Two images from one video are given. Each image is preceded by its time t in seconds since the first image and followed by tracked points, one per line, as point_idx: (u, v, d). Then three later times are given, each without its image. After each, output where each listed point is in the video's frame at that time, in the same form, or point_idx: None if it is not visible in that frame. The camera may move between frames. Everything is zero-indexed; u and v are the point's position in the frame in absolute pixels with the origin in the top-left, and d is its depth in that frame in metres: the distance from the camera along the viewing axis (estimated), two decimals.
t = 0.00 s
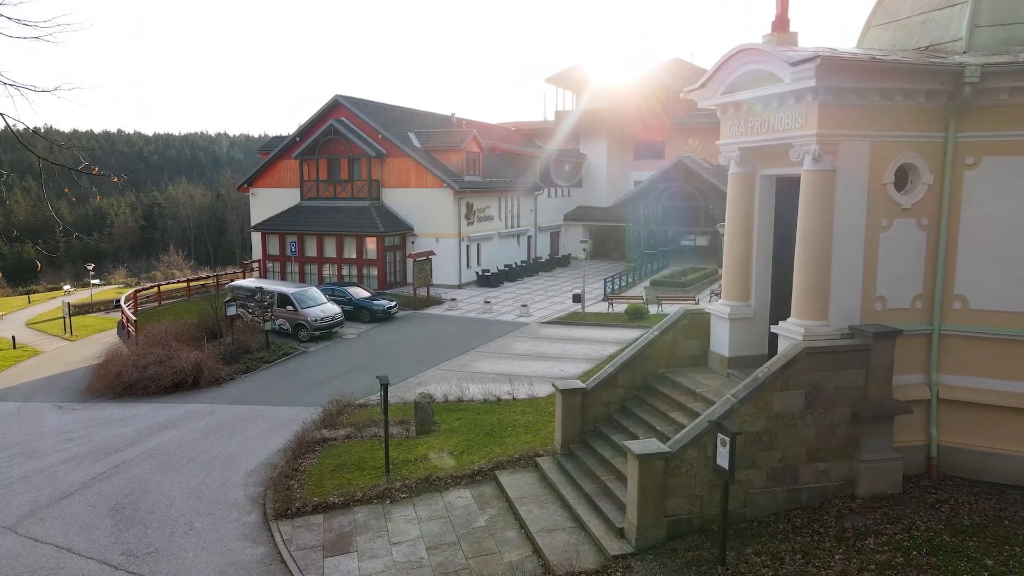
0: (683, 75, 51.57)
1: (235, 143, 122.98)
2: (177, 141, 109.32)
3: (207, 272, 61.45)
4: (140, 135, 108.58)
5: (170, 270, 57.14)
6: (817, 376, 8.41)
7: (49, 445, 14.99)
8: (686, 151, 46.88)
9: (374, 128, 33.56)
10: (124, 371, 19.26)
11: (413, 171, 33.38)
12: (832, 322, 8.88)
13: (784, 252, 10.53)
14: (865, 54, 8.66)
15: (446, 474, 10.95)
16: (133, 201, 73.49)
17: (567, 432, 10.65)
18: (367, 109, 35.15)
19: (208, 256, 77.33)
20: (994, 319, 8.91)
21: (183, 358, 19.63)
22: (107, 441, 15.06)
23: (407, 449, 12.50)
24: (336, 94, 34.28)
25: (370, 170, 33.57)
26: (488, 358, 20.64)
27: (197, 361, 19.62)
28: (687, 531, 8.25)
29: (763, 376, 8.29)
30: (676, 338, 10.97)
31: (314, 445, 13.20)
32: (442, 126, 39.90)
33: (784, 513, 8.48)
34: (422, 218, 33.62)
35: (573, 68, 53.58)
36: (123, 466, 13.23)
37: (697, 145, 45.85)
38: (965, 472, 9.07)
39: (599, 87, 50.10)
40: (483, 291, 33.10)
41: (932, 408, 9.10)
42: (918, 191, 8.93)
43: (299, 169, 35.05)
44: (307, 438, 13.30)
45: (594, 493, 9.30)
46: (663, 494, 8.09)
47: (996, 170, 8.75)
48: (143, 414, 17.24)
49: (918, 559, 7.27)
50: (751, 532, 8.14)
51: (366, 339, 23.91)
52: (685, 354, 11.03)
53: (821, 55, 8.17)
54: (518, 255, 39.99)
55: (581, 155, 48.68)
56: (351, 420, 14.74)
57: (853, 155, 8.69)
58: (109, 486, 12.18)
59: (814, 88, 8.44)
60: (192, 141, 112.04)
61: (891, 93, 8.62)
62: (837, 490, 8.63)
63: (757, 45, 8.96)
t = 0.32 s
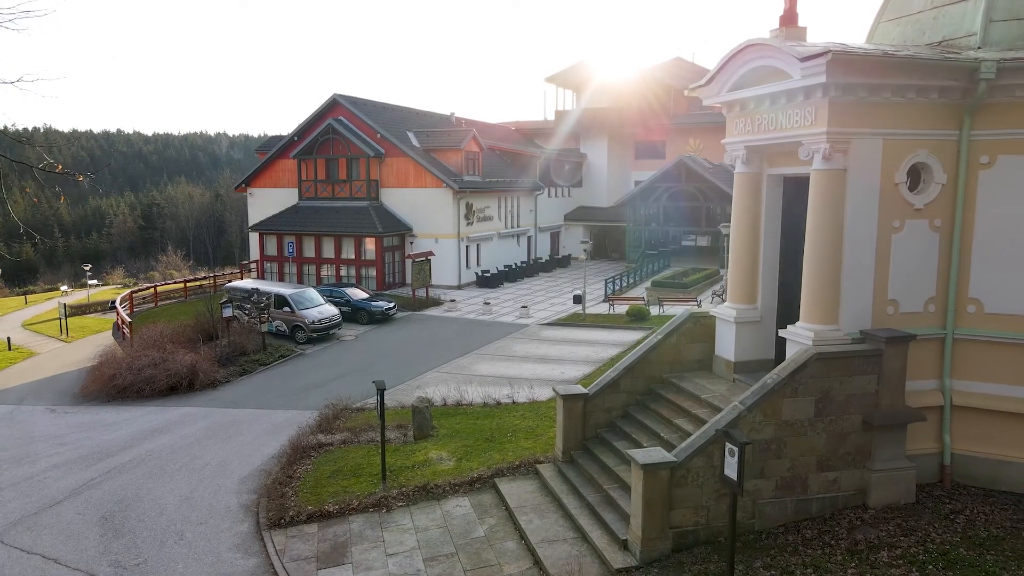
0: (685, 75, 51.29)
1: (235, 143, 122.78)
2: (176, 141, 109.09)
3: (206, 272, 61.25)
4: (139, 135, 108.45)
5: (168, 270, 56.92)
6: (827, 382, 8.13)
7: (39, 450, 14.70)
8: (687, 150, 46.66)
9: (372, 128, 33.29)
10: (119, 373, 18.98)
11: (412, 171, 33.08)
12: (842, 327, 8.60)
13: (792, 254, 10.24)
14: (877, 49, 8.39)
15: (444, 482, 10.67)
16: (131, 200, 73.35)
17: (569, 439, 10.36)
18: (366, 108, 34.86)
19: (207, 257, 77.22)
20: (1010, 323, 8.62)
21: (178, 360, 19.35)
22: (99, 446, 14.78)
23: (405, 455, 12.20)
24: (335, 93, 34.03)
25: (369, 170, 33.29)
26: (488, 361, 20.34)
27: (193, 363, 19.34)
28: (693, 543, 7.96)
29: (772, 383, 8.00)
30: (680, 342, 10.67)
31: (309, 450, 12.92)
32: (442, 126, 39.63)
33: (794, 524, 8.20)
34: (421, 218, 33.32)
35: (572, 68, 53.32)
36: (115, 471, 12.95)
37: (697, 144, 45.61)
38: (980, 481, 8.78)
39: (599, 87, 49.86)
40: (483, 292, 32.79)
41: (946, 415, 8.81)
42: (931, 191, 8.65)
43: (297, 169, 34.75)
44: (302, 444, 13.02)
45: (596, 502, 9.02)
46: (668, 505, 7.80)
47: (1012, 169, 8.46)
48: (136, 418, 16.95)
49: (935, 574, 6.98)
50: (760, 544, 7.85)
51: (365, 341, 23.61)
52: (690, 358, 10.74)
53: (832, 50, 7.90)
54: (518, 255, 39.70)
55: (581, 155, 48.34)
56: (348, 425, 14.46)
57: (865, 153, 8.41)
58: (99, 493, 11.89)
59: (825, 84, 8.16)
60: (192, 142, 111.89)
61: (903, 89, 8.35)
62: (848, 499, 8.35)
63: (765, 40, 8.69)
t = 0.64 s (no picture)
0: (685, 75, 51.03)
1: (234, 143, 122.53)
2: (176, 142, 108.86)
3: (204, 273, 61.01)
4: (138, 135, 108.22)
5: (166, 270, 56.62)
6: (840, 390, 7.82)
7: (29, 456, 14.38)
8: (688, 151, 46.67)
9: (370, 127, 32.99)
10: (112, 377, 18.67)
11: (411, 171, 32.74)
12: (855, 332, 8.29)
13: (801, 256, 9.92)
14: (891, 43, 8.08)
15: (442, 491, 10.34)
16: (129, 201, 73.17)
17: (570, 446, 10.05)
18: (364, 107, 34.55)
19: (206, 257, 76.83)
20: None
21: (172, 363, 19.04)
22: (90, 452, 14.46)
23: (401, 462, 11.89)
24: (334, 92, 33.71)
25: (367, 170, 32.99)
26: (487, 363, 20.02)
27: (187, 366, 19.03)
28: (701, 558, 7.65)
29: (782, 391, 7.70)
30: (685, 346, 10.36)
31: (304, 457, 12.62)
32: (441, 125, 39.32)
33: (805, 537, 7.89)
34: (420, 218, 33.00)
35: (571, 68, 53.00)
36: (104, 479, 12.64)
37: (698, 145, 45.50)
38: (998, 492, 8.46)
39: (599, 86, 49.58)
40: (482, 294, 32.47)
41: (962, 423, 8.49)
42: (947, 191, 8.34)
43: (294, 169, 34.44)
44: (296, 451, 12.70)
45: (599, 513, 8.71)
46: (674, 518, 7.49)
47: None
48: (129, 422, 16.63)
49: None
50: (770, 560, 7.54)
51: (363, 343, 23.31)
52: (695, 364, 10.42)
53: (844, 44, 7.58)
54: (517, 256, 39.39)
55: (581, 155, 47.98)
56: (344, 430, 14.15)
57: (878, 151, 8.10)
58: (87, 502, 11.58)
59: (837, 80, 7.84)
60: (191, 141, 111.72)
61: (918, 85, 8.04)
62: (861, 512, 8.04)
63: (774, 35, 8.39)
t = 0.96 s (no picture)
0: (686, 75, 50.77)
1: (234, 143, 122.30)
2: (175, 142, 108.69)
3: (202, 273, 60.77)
4: (138, 135, 108.10)
5: (164, 271, 56.31)
6: (854, 398, 7.48)
7: (17, 462, 14.05)
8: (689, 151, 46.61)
9: (369, 126, 32.68)
10: (104, 380, 18.34)
11: (410, 170, 32.40)
12: (868, 337, 7.96)
13: (810, 258, 9.58)
14: (908, 37, 7.75)
15: (439, 500, 10.02)
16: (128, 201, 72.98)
17: (572, 455, 9.73)
18: (362, 106, 34.20)
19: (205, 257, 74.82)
20: None
21: (166, 366, 18.71)
22: (80, 458, 14.12)
23: (397, 470, 11.54)
24: (331, 91, 33.36)
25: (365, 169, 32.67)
26: (486, 366, 19.67)
27: (181, 369, 18.71)
28: (708, 574, 7.32)
29: (794, 400, 7.36)
30: (690, 351, 10.03)
31: (298, 464, 12.29)
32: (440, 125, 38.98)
33: (818, 552, 7.55)
34: (419, 219, 32.67)
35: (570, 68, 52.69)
36: (93, 487, 12.30)
37: (700, 144, 45.66)
38: (1018, 504, 8.13)
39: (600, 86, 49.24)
40: (481, 295, 32.11)
41: (979, 432, 8.16)
42: (964, 191, 8.01)
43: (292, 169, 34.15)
44: (290, 457, 12.38)
45: (602, 526, 8.38)
46: (681, 533, 7.16)
47: None
48: (121, 427, 16.29)
49: None
50: None
51: (360, 345, 22.97)
52: (700, 369, 10.08)
53: (859, 37, 7.25)
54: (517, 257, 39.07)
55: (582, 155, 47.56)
56: (340, 436, 13.81)
57: (893, 149, 7.76)
58: (75, 511, 11.25)
59: (851, 75, 7.50)
60: (191, 142, 111.51)
61: (935, 80, 7.72)
62: (876, 525, 7.71)
63: (785, 28, 8.09)
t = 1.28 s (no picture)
0: (686, 75, 50.55)
1: (234, 143, 122.08)
2: (174, 142, 108.54)
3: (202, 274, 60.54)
4: (138, 135, 107.93)
5: (162, 272, 55.97)
6: (869, 408, 7.15)
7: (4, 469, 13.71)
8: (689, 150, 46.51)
9: (367, 126, 32.35)
10: (96, 384, 18.00)
11: (408, 171, 32.08)
12: (882, 344, 7.62)
13: (820, 260, 9.24)
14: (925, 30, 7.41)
15: (436, 512, 9.68)
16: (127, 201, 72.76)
17: (573, 465, 9.40)
18: (360, 105, 33.84)
19: (203, 257, 73.98)
20: None
21: (159, 370, 18.38)
22: (69, 465, 13.78)
23: (393, 479, 11.21)
24: (329, 91, 32.99)
25: (363, 169, 32.35)
26: (485, 370, 19.33)
27: (175, 373, 18.37)
28: None
29: (806, 410, 7.03)
30: (696, 357, 9.70)
31: (291, 472, 11.98)
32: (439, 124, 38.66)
33: (831, 569, 7.21)
34: (417, 219, 32.35)
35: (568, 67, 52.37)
36: (81, 495, 11.97)
37: (701, 144, 45.68)
38: None
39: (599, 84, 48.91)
40: (481, 296, 31.77)
41: (998, 443, 7.82)
42: (983, 191, 7.68)
43: (289, 169, 33.83)
44: (283, 465, 12.04)
45: (606, 540, 8.04)
46: (689, 550, 6.82)
47: None
48: (112, 433, 15.95)
49: None
50: None
51: (358, 348, 22.63)
52: (706, 376, 9.75)
53: (875, 30, 6.91)
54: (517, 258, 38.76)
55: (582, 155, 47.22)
56: (335, 443, 13.50)
57: (910, 147, 7.42)
58: (61, 521, 10.91)
59: (866, 70, 7.16)
60: (190, 142, 111.34)
61: (955, 76, 7.40)
62: (891, 540, 7.38)
63: (797, 22, 7.76)
